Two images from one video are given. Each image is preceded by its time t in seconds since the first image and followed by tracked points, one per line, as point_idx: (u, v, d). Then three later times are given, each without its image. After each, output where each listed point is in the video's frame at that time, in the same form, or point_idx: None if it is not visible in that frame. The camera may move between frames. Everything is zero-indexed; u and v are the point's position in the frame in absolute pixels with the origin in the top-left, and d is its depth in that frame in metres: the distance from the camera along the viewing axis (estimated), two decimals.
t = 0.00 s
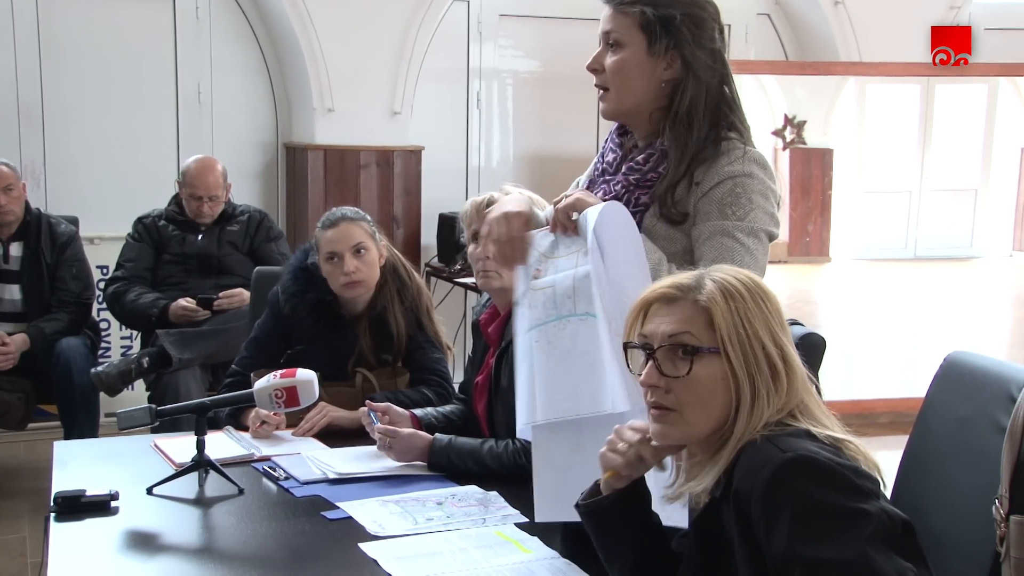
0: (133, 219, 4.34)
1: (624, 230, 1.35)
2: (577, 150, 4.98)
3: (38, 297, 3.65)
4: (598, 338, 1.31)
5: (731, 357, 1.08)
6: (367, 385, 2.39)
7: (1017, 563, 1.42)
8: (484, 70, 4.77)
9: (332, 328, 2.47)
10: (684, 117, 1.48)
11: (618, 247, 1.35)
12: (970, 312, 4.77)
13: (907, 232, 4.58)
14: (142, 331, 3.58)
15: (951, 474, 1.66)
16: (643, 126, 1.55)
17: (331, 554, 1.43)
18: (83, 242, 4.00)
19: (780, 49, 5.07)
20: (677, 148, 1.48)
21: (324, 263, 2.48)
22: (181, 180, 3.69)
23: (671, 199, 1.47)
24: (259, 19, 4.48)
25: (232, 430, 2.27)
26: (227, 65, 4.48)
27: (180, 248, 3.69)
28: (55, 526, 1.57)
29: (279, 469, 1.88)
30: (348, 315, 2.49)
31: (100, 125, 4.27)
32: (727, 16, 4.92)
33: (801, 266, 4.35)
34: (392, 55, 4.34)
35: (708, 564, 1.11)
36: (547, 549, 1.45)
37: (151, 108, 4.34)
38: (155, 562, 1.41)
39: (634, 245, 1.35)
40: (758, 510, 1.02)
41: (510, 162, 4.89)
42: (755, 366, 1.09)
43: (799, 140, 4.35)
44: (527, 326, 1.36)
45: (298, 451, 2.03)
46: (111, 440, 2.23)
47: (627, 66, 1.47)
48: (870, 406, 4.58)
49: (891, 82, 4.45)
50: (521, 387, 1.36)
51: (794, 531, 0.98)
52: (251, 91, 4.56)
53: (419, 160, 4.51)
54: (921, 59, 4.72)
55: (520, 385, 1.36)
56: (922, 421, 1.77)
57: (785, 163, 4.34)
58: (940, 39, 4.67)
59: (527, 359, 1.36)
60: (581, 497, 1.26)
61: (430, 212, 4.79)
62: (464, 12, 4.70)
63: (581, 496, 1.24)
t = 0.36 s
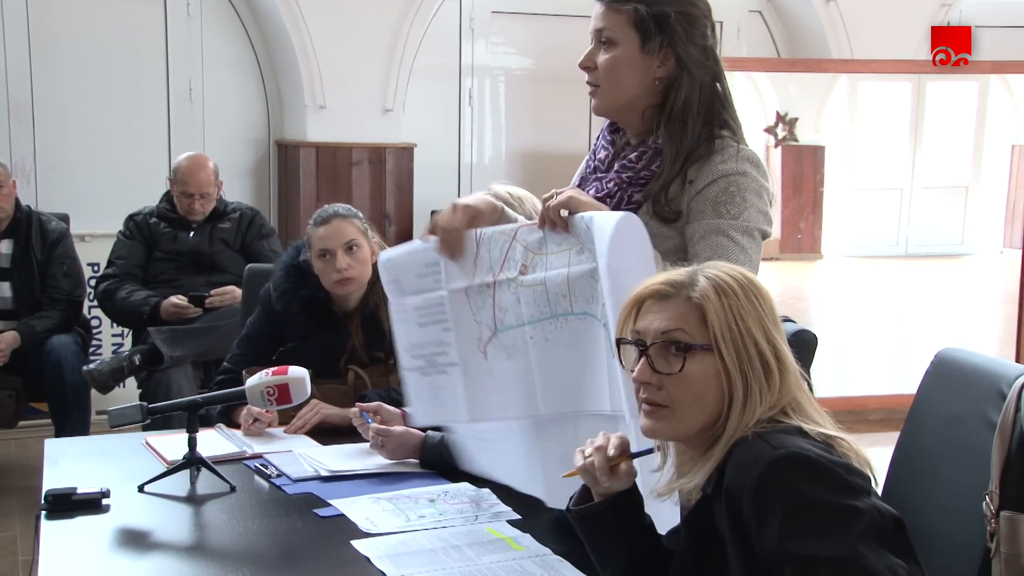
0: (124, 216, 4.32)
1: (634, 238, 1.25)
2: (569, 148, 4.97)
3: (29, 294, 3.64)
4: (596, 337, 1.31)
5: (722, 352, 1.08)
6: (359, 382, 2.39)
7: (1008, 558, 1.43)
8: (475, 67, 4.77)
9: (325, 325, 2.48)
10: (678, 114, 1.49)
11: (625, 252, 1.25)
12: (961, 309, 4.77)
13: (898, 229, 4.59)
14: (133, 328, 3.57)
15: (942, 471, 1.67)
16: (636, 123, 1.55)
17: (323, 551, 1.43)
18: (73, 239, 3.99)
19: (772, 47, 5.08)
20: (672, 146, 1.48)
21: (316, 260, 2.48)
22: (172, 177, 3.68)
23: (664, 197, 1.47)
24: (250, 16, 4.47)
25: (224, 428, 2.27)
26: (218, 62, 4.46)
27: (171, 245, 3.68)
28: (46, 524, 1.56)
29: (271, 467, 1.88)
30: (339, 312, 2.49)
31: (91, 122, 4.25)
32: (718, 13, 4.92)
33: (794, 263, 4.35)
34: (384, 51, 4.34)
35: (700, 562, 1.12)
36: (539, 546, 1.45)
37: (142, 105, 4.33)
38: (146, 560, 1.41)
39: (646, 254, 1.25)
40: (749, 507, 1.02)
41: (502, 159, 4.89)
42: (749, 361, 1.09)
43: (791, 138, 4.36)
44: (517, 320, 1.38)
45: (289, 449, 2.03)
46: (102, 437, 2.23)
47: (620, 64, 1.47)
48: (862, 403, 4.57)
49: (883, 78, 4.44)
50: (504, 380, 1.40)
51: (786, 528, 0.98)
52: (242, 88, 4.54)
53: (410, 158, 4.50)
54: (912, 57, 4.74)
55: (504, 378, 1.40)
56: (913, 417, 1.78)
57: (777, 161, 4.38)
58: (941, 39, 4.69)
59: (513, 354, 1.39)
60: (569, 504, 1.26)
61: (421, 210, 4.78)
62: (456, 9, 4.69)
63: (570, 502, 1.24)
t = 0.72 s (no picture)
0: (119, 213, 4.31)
1: (619, 240, 1.27)
2: (565, 144, 4.97)
3: (23, 291, 3.63)
4: (588, 337, 1.29)
5: (679, 363, 1.05)
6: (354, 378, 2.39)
7: (1002, 554, 1.44)
8: (471, 64, 4.76)
9: (319, 322, 2.48)
10: (675, 109, 1.49)
11: (614, 253, 1.26)
12: (956, 306, 4.78)
13: (892, 226, 4.61)
14: (128, 325, 3.56)
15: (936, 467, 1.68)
16: (633, 119, 1.55)
17: (318, 547, 1.43)
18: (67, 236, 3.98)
19: (766, 44, 5.08)
20: (668, 141, 1.48)
21: (310, 257, 2.48)
22: (167, 174, 3.68)
23: (659, 191, 1.47)
24: (245, 13, 4.46)
25: (219, 425, 2.27)
26: (212, 58, 4.46)
27: (165, 242, 3.67)
28: (40, 521, 1.56)
29: (266, 463, 1.88)
30: (334, 308, 2.49)
31: (86, 119, 4.25)
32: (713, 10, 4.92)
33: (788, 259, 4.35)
34: (379, 48, 4.33)
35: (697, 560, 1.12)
36: (534, 543, 1.45)
37: (136, 101, 4.32)
38: (140, 557, 1.41)
39: (632, 256, 1.27)
40: (747, 505, 1.02)
41: (497, 156, 4.89)
42: (716, 375, 1.05)
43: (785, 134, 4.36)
44: (514, 314, 1.36)
45: (284, 446, 2.03)
46: (96, 434, 2.22)
47: (618, 58, 1.47)
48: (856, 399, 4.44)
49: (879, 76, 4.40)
50: (483, 373, 1.35)
51: (784, 527, 0.99)
52: (236, 85, 4.54)
53: (406, 154, 4.48)
54: (908, 55, 4.74)
55: (484, 372, 1.35)
56: (908, 414, 1.78)
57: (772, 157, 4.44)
58: (941, 39, 4.62)
59: (500, 348, 1.35)
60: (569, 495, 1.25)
61: (417, 207, 4.78)
62: (451, 6, 4.69)
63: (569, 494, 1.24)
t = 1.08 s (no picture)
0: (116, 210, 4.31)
1: (626, 238, 1.25)
2: (562, 142, 4.96)
3: (19, 289, 3.62)
4: (592, 332, 1.28)
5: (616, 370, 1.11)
6: (351, 376, 2.38)
7: (999, 551, 1.45)
8: (468, 61, 4.76)
9: (316, 320, 2.48)
10: (680, 106, 1.49)
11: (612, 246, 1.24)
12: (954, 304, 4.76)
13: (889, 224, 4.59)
14: (125, 322, 3.56)
15: (934, 465, 1.68)
16: (636, 116, 1.55)
17: (315, 545, 1.43)
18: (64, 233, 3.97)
19: (764, 42, 5.08)
20: (673, 138, 1.48)
21: (308, 254, 2.48)
22: (164, 171, 3.67)
23: (663, 189, 1.46)
24: (241, 10, 4.45)
25: (216, 422, 2.27)
26: (209, 56, 4.45)
27: (162, 239, 3.67)
28: (37, 518, 1.56)
29: (263, 461, 1.88)
30: (332, 306, 2.49)
31: (82, 116, 4.24)
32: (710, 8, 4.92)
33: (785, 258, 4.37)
34: (375, 45, 4.32)
35: (695, 559, 1.10)
36: (532, 540, 1.45)
37: (133, 98, 4.31)
38: (137, 554, 1.41)
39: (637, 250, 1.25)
40: (747, 503, 1.02)
41: (494, 153, 4.89)
42: (637, 383, 1.08)
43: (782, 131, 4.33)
44: (525, 312, 1.35)
45: (282, 443, 2.03)
46: (93, 432, 2.22)
47: (622, 56, 1.47)
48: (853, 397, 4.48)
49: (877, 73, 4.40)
50: (495, 373, 1.36)
51: (784, 526, 0.99)
52: (233, 83, 4.53)
53: (403, 151, 4.48)
54: (905, 52, 4.73)
55: (501, 372, 1.35)
56: (904, 412, 1.78)
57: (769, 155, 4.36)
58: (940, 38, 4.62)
59: (506, 348, 1.35)
60: (579, 486, 1.26)
61: (414, 204, 4.78)
62: (448, 3, 4.69)
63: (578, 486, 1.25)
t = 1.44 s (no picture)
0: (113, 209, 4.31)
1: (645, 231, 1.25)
2: (560, 140, 4.97)
3: (17, 288, 3.62)
4: (573, 329, 1.31)
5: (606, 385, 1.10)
6: (350, 374, 2.39)
7: (996, 549, 1.45)
8: (466, 60, 4.76)
9: (314, 319, 2.49)
10: (677, 105, 1.48)
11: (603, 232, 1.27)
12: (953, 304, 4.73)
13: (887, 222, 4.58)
14: (124, 320, 3.56)
15: (932, 463, 1.68)
16: (634, 115, 1.55)
17: (313, 544, 1.43)
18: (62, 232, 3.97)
19: (762, 40, 5.08)
20: (669, 136, 1.47)
21: (306, 253, 2.49)
22: (161, 170, 3.66)
23: (657, 186, 1.47)
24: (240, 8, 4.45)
25: (214, 421, 2.27)
26: (207, 55, 4.45)
27: (160, 238, 3.67)
28: (35, 517, 1.56)
29: (261, 459, 1.88)
30: (330, 304, 2.50)
31: (81, 114, 4.24)
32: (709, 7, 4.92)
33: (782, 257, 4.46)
34: (374, 43, 4.32)
35: (690, 561, 1.11)
36: (530, 539, 1.45)
37: (132, 98, 4.31)
38: (135, 553, 1.41)
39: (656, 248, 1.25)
40: (739, 503, 1.02)
41: (493, 152, 4.89)
42: (626, 395, 1.07)
43: (781, 130, 4.41)
44: (519, 312, 1.35)
45: (280, 442, 2.03)
46: (92, 430, 2.22)
47: (620, 60, 1.47)
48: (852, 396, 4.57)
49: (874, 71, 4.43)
50: (500, 373, 1.34)
51: (776, 525, 0.99)
52: (232, 81, 4.53)
53: (401, 150, 4.48)
54: (902, 51, 4.73)
55: (502, 369, 1.34)
56: (902, 411, 1.78)
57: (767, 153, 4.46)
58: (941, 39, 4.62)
59: (505, 348, 1.35)
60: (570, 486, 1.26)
61: (412, 203, 4.79)
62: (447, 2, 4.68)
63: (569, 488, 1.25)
